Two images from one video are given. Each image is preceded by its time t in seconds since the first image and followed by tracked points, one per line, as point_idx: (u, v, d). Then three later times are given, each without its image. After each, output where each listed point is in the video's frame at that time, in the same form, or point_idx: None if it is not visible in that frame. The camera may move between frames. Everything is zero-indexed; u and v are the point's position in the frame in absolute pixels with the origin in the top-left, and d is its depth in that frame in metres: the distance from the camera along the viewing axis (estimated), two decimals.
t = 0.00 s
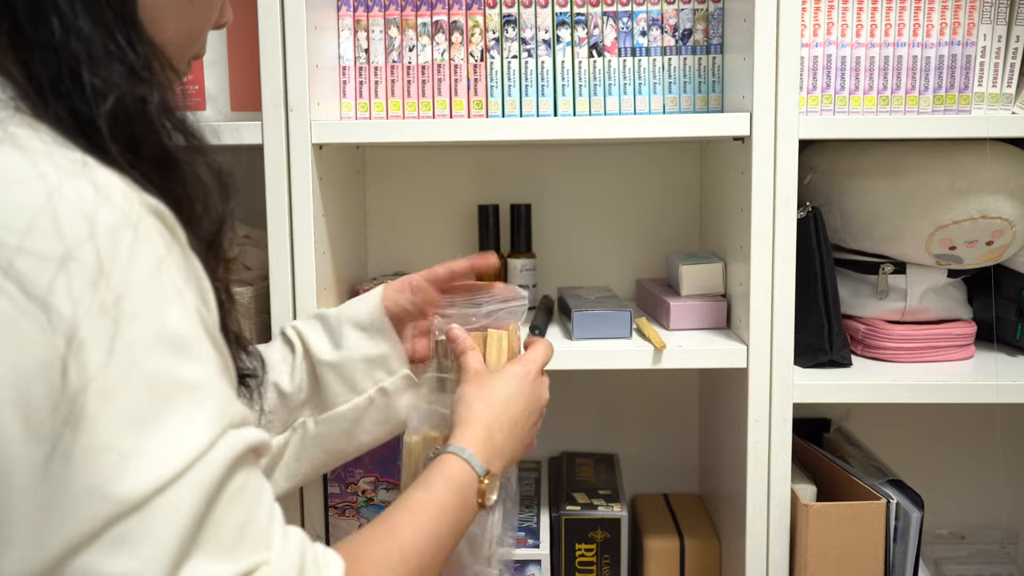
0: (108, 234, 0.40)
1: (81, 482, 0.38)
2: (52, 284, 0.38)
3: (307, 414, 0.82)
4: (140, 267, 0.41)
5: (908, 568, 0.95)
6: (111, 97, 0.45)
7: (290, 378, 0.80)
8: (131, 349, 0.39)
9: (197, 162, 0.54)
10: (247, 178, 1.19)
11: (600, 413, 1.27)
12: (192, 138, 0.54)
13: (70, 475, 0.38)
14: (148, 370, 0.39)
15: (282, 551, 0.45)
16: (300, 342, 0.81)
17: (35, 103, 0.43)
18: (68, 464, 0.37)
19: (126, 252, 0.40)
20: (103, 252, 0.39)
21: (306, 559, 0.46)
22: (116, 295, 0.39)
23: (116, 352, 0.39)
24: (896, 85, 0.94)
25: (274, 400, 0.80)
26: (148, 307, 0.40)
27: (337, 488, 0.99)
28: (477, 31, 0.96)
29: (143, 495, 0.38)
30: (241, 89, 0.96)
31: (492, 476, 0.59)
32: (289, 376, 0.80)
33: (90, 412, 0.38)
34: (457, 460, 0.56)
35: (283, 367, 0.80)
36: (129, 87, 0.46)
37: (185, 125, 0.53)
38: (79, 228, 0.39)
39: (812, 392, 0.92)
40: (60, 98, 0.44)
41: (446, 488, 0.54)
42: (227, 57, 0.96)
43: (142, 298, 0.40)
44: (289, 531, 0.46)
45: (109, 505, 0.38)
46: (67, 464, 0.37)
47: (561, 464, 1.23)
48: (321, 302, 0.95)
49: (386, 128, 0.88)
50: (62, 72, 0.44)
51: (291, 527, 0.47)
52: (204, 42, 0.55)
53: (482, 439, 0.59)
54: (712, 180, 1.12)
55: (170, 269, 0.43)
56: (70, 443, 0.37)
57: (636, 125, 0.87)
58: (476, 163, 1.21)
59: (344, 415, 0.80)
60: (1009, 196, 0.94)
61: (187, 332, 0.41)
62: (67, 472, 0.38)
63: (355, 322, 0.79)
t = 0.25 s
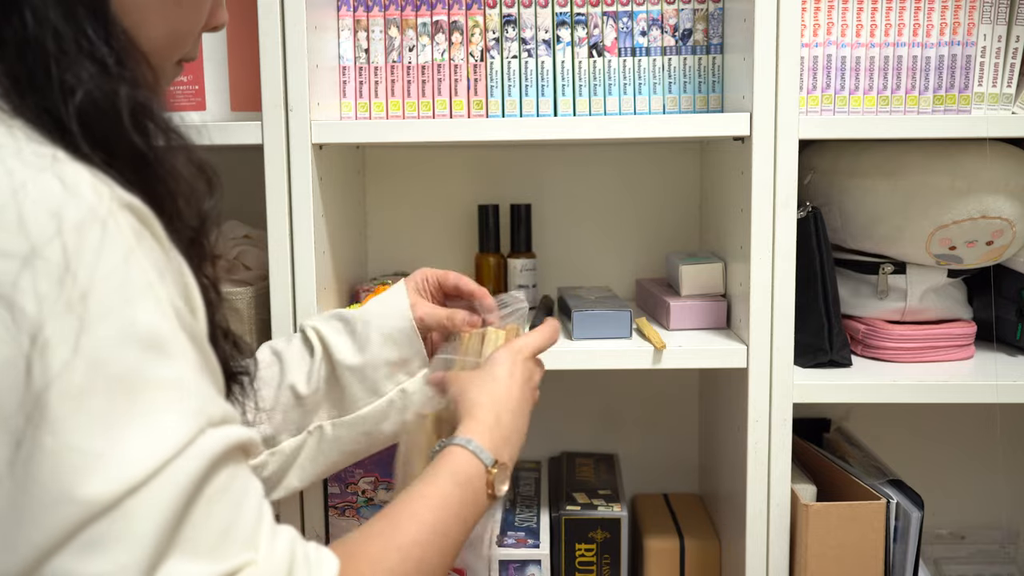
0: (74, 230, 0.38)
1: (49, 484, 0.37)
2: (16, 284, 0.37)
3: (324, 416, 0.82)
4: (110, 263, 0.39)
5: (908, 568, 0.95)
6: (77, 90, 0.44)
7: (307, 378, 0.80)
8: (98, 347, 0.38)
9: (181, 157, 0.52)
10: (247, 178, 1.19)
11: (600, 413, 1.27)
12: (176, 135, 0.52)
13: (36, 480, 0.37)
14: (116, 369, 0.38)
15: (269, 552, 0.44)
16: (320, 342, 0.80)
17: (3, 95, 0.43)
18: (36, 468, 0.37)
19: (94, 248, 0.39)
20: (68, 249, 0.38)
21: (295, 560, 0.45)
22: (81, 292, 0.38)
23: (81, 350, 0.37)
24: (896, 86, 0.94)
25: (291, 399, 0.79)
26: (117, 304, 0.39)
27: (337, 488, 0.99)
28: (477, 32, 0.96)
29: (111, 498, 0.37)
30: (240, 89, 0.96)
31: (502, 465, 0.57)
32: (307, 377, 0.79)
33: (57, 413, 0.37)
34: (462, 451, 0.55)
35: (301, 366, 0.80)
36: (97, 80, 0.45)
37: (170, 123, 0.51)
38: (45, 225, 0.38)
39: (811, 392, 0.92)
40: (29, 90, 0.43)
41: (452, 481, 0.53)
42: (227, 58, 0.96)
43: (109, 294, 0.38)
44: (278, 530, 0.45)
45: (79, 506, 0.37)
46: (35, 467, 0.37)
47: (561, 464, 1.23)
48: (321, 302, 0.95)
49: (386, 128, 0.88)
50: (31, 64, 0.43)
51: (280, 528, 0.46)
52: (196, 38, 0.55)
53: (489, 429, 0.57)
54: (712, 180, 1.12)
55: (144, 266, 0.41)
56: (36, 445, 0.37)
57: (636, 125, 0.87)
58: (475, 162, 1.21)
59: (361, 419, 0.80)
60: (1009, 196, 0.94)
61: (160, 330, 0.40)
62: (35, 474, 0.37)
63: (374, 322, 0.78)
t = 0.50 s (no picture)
0: (61, 234, 0.38)
1: (40, 489, 0.37)
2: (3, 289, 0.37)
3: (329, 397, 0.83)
4: (96, 265, 0.39)
5: (908, 568, 0.95)
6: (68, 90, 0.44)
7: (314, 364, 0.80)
8: (86, 349, 0.38)
9: (172, 158, 0.53)
10: (247, 178, 1.19)
11: (600, 413, 1.27)
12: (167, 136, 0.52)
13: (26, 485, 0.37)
14: (104, 371, 0.38)
15: (268, 549, 0.44)
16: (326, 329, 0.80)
17: None
18: (26, 471, 0.37)
19: (80, 250, 0.39)
20: (54, 253, 0.38)
21: (296, 558, 0.45)
22: (68, 294, 0.38)
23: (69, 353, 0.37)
24: (896, 86, 0.94)
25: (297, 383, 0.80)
26: (105, 306, 0.38)
27: (337, 488, 0.99)
28: (477, 32, 0.96)
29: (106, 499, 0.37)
30: (239, 89, 0.96)
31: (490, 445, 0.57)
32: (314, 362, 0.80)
33: (46, 417, 0.37)
34: (449, 438, 0.55)
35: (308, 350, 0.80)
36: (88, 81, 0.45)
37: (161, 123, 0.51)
38: (31, 228, 0.38)
39: (811, 392, 0.92)
40: (20, 89, 0.43)
41: (440, 467, 0.54)
42: (226, 57, 0.96)
43: (95, 296, 0.38)
44: (278, 527, 0.45)
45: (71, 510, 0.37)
46: (24, 472, 0.37)
47: (561, 464, 1.23)
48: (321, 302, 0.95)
49: (386, 128, 0.88)
50: (23, 63, 0.44)
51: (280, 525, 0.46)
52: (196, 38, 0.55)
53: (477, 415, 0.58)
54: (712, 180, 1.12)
55: (132, 267, 0.41)
56: (24, 450, 0.37)
57: (636, 125, 0.87)
58: (475, 162, 1.21)
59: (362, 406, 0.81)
60: (1009, 196, 0.94)
61: (150, 331, 0.40)
62: (24, 479, 0.37)
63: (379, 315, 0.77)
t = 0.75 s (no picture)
0: (59, 238, 0.38)
1: (34, 493, 0.37)
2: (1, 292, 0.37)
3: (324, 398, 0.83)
4: (94, 270, 0.39)
5: (908, 568, 0.95)
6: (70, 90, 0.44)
7: (306, 362, 0.82)
8: (81, 355, 0.37)
9: (173, 159, 0.52)
10: (247, 178, 1.19)
11: (600, 413, 1.27)
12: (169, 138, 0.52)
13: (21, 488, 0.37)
14: (101, 376, 0.38)
15: (254, 559, 0.43)
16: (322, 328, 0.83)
17: None
18: (18, 476, 0.37)
19: (79, 255, 0.39)
20: (53, 256, 0.38)
21: (280, 567, 0.45)
22: (66, 298, 0.38)
23: (64, 359, 0.37)
24: (896, 85, 0.94)
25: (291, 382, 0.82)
26: (102, 312, 0.38)
27: (337, 488, 0.99)
28: (477, 32, 0.96)
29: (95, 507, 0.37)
30: (240, 89, 0.96)
31: (495, 466, 0.57)
32: (306, 360, 0.82)
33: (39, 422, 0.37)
34: (456, 448, 0.55)
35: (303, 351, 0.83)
36: (89, 80, 0.45)
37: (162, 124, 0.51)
38: (30, 232, 0.38)
39: (811, 392, 0.92)
40: (20, 88, 0.44)
41: (444, 484, 0.53)
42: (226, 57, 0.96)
43: (92, 301, 0.38)
44: (266, 536, 0.45)
45: (61, 516, 0.37)
46: (19, 475, 0.37)
47: (561, 464, 1.23)
48: (321, 303, 0.95)
49: (386, 128, 0.88)
50: (24, 62, 0.44)
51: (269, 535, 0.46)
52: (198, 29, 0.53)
53: (486, 426, 0.57)
54: (712, 180, 1.12)
55: (130, 273, 0.41)
56: (19, 453, 0.37)
57: (636, 125, 0.87)
58: (475, 162, 1.21)
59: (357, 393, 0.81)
60: (1009, 196, 0.94)
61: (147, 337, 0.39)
62: (18, 483, 0.37)
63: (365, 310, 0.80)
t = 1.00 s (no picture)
0: (68, 234, 0.38)
1: (47, 488, 0.37)
2: (10, 289, 0.37)
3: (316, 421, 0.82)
4: (104, 267, 0.39)
5: (908, 568, 0.95)
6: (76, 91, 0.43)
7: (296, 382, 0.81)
8: (91, 352, 0.38)
9: (178, 156, 0.52)
10: (247, 178, 1.19)
11: (600, 413, 1.27)
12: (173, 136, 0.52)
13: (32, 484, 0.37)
14: (111, 371, 0.38)
15: (262, 548, 0.44)
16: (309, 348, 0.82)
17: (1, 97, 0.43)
18: (31, 473, 0.37)
19: (88, 251, 0.39)
20: (61, 253, 0.38)
21: (289, 558, 0.45)
22: (75, 295, 0.38)
23: (74, 355, 0.37)
24: (896, 85, 0.94)
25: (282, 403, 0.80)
26: (111, 308, 0.38)
27: (337, 488, 0.99)
28: (477, 32, 0.96)
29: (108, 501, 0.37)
30: (239, 88, 0.96)
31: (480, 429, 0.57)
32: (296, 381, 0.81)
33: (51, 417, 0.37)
34: (441, 418, 0.55)
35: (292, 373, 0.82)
36: (96, 81, 0.44)
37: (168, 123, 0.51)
38: (38, 229, 0.38)
39: (811, 392, 0.92)
40: (25, 90, 0.43)
41: (431, 456, 0.53)
42: (226, 56, 0.96)
43: (101, 297, 0.38)
44: (272, 525, 0.46)
45: (75, 511, 0.37)
46: (31, 471, 0.37)
47: (561, 464, 1.23)
48: (321, 303, 0.95)
49: (386, 128, 0.88)
50: (29, 64, 0.43)
51: (275, 524, 0.46)
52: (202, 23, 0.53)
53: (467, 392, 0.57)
54: (712, 180, 1.12)
55: (139, 269, 0.41)
56: (31, 449, 0.37)
57: (636, 125, 0.87)
58: (475, 162, 1.21)
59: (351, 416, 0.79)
60: (1009, 196, 0.94)
61: (156, 333, 0.40)
62: (30, 478, 0.37)
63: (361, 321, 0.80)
